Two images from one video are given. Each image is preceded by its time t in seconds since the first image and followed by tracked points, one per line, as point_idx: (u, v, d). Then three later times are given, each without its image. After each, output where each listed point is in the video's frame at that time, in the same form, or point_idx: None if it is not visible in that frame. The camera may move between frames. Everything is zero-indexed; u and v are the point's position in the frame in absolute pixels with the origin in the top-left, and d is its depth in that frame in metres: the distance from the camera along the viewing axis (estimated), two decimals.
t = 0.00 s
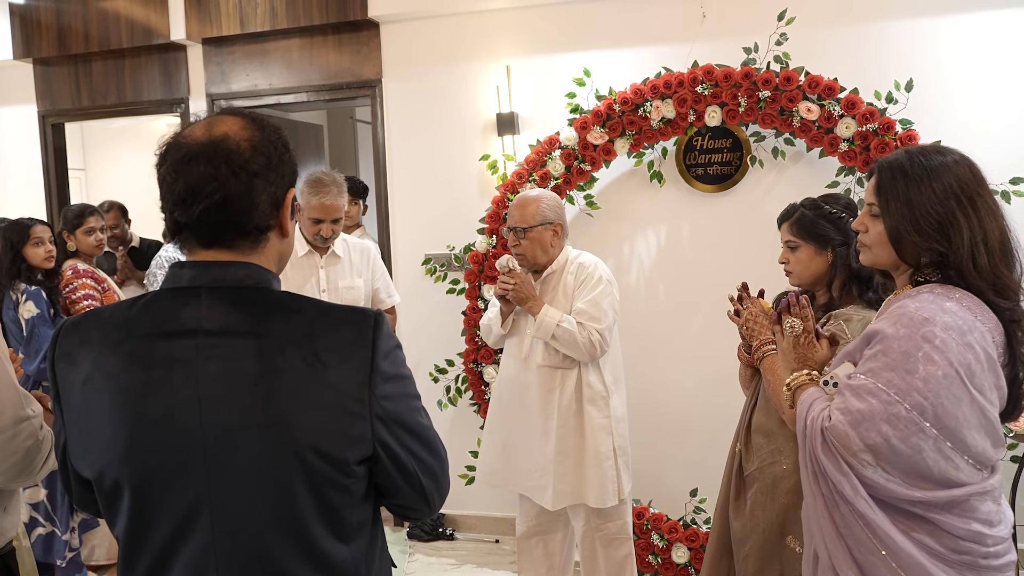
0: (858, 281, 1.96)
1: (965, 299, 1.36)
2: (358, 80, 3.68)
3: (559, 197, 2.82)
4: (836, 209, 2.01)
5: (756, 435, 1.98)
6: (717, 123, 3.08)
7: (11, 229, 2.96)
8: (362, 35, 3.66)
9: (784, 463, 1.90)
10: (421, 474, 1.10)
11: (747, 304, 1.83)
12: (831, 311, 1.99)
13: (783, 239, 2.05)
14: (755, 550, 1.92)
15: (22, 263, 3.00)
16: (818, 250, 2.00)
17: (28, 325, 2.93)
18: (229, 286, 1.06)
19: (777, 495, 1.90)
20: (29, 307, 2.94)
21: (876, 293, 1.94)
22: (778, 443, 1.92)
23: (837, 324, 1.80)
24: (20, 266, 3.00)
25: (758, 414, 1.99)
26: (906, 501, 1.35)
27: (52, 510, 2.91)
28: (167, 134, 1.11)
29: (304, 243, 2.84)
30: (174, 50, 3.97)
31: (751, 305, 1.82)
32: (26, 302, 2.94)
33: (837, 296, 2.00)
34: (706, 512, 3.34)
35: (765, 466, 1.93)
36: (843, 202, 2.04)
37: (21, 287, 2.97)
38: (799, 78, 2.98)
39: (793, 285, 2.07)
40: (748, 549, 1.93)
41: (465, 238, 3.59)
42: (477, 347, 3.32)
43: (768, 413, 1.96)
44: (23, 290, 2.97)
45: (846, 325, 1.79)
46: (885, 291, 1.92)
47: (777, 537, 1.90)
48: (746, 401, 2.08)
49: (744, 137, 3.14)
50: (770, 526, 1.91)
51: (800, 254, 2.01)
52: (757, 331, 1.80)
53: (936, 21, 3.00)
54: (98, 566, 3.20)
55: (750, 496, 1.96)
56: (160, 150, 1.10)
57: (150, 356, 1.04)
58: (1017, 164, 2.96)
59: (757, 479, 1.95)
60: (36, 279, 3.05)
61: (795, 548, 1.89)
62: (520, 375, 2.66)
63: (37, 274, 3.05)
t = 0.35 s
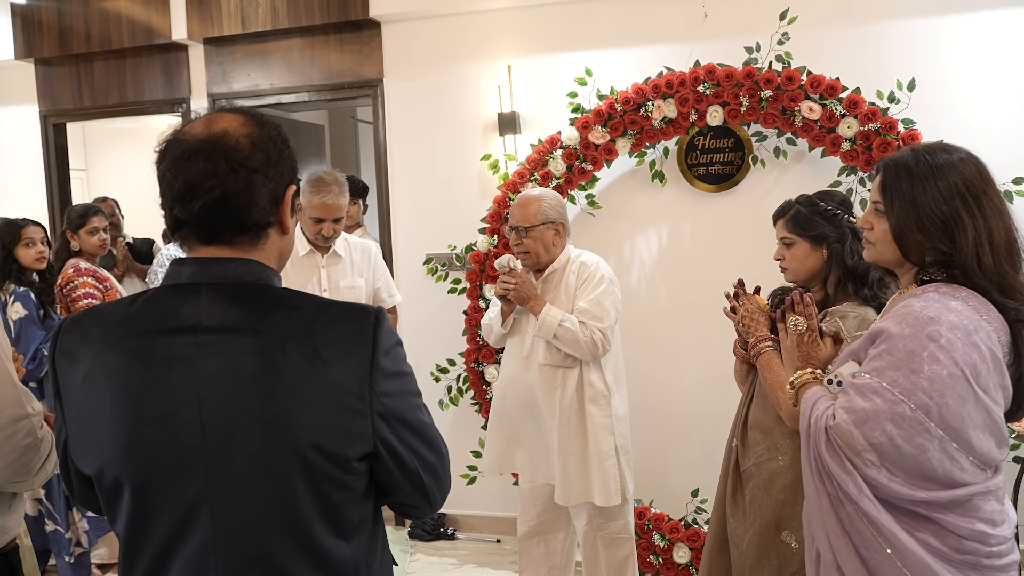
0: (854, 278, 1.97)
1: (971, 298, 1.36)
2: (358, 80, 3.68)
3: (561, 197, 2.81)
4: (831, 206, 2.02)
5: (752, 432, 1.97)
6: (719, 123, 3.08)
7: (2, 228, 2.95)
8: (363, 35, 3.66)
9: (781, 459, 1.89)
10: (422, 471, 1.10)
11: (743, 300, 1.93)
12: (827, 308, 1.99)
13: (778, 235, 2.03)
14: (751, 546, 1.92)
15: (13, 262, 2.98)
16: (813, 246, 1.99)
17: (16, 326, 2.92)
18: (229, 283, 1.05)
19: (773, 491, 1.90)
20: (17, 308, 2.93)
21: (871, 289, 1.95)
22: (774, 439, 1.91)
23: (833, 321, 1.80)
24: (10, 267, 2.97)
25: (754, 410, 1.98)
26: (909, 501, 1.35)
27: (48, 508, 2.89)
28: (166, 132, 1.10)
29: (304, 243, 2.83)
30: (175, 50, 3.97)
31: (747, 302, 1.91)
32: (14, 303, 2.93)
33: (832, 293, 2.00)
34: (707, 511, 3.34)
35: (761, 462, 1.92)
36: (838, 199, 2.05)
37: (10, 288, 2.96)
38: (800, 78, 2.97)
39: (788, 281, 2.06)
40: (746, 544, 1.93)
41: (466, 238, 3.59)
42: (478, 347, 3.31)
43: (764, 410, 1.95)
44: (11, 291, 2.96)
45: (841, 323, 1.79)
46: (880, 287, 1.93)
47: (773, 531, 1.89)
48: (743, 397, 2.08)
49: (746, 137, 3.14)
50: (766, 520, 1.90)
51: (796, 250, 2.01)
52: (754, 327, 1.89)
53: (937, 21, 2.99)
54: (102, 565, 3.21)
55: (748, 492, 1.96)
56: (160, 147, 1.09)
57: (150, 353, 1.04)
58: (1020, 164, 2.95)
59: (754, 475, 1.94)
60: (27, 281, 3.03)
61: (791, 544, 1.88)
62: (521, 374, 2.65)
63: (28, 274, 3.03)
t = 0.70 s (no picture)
0: (857, 271, 1.95)
1: (983, 292, 1.35)
2: (363, 74, 3.68)
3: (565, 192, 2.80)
4: (835, 200, 2.01)
5: (755, 424, 1.96)
6: (724, 117, 3.07)
7: None
8: (368, 29, 3.65)
9: (783, 453, 1.89)
10: (426, 463, 1.10)
11: (747, 294, 1.93)
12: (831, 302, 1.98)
13: (782, 228, 2.03)
14: (754, 538, 1.93)
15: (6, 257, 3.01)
16: (817, 240, 1.98)
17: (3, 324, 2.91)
18: (234, 274, 1.05)
19: (775, 484, 1.89)
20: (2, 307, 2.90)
21: (875, 284, 1.94)
22: (777, 432, 1.90)
23: (836, 314, 1.79)
24: None
25: (757, 403, 1.97)
26: (917, 495, 1.34)
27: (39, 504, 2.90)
28: (172, 121, 1.10)
29: (309, 237, 2.83)
30: (181, 44, 3.97)
31: (751, 295, 1.91)
32: None
33: (837, 286, 1.99)
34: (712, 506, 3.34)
35: (764, 455, 1.92)
36: (842, 193, 2.04)
37: None
38: (807, 71, 2.96)
39: (792, 275, 2.05)
40: (749, 535, 1.94)
41: (470, 232, 3.58)
42: (483, 341, 3.32)
43: (767, 403, 1.94)
44: None
45: (845, 317, 1.78)
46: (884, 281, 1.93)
47: (774, 524, 1.89)
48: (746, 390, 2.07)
49: (751, 131, 3.12)
50: (767, 513, 1.91)
51: (800, 244, 2.00)
52: (758, 320, 1.89)
53: (945, 14, 2.97)
54: (109, 559, 3.22)
55: (750, 484, 1.96)
56: (165, 137, 1.09)
57: (155, 344, 1.04)
58: None
59: (756, 467, 1.94)
60: (20, 276, 3.04)
61: (792, 536, 1.88)
62: (526, 368, 2.65)
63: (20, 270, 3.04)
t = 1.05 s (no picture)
0: (864, 269, 1.96)
1: (992, 289, 1.34)
2: (369, 72, 3.68)
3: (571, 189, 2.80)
4: (842, 197, 2.00)
5: (761, 422, 1.96)
6: (730, 115, 3.06)
7: None
8: (373, 27, 3.65)
9: (789, 450, 1.88)
10: (432, 459, 1.10)
11: (754, 292, 1.92)
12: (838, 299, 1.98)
13: (788, 226, 2.03)
14: (760, 536, 1.92)
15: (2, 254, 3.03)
16: (823, 237, 1.98)
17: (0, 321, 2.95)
18: (241, 269, 1.05)
19: (781, 481, 1.89)
20: None
21: (881, 281, 1.94)
22: (782, 429, 1.90)
23: (843, 312, 1.79)
24: None
25: (763, 400, 1.96)
26: (924, 492, 1.34)
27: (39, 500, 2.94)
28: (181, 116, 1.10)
29: (314, 234, 2.83)
30: (187, 42, 3.98)
31: (757, 293, 1.91)
32: None
33: (843, 284, 1.99)
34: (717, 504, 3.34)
35: (769, 452, 1.92)
36: (850, 189, 2.03)
37: None
38: (813, 69, 2.95)
39: (798, 272, 2.05)
40: (755, 533, 1.93)
41: (476, 230, 3.58)
42: (488, 339, 3.32)
43: (773, 400, 1.94)
44: None
45: (852, 314, 1.78)
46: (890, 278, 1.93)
47: (780, 522, 1.89)
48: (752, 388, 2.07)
49: (757, 129, 3.11)
50: (773, 511, 1.90)
51: (806, 241, 1.99)
52: (763, 318, 1.88)
53: (952, 11, 2.96)
54: (117, 556, 3.23)
55: (756, 481, 1.96)
56: (174, 131, 1.09)
57: (161, 339, 1.04)
58: None
59: (762, 465, 1.94)
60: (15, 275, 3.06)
61: (798, 534, 1.88)
62: (532, 365, 2.65)
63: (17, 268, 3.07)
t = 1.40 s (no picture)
0: (865, 269, 1.95)
1: (989, 288, 1.34)
2: (370, 73, 3.69)
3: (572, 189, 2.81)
4: (843, 197, 2.00)
5: (763, 422, 1.96)
6: (731, 115, 3.06)
7: None
8: (375, 28, 3.66)
9: (791, 449, 1.88)
10: (432, 458, 1.10)
11: (755, 292, 1.92)
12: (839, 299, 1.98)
13: (790, 226, 2.03)
14: (761, 535, 1.92)
15: None
16: (825, 237, 1.98)
17: None
18: (241, 269, 1.06)
19: (783, 480, 1.89)
20: None
21: (883, 281, 1.94)
22: (784, 429, 1.90)
23: (844, 311, 1.79)
24: None
25: (765, 401, 1.97)
26: (921, 491, 1.34)
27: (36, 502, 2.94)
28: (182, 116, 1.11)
29: (315, 234, 2.84)
30: (189, 43, 3.99)
31: (759, 293, 1.91)
32: None
33: (845, 283, 1.99)
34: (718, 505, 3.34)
35: (771, 452, 1.92)
36: (851, 189, 2.03)
37: None
38: (814, 69, 2.95)
39: (800, 272, 2.05)
40: (756, 533, 1.93)
41: (477, 230, 3.59)
42: (489, 339, 3.32)
43: (775, 400, 1.94)
44: None
45: (852, 314, 1.78)
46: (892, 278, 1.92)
47: (782, 521, 1.89)
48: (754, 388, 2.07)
49: (759, 129, 3.11)
50: (775, 511, 1.90)
51: (808, 242, 2.00)
52: (765, 318, 1.89)
53: (954, 12, 2.96)
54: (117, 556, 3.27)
55: (758, 480, 1.96)
56: (174, 131, 1.10)
57: (162, 338, 1.05)
58: None
59: (764, 464, 1.94)
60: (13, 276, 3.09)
61: (799, 533, 1.88)
62: (533, 365, 2.65)
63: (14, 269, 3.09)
